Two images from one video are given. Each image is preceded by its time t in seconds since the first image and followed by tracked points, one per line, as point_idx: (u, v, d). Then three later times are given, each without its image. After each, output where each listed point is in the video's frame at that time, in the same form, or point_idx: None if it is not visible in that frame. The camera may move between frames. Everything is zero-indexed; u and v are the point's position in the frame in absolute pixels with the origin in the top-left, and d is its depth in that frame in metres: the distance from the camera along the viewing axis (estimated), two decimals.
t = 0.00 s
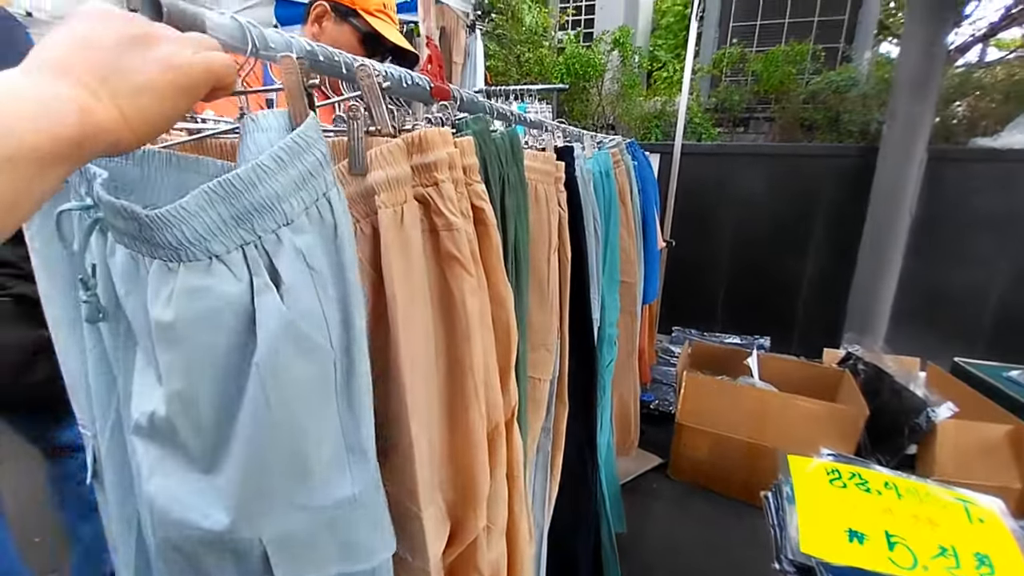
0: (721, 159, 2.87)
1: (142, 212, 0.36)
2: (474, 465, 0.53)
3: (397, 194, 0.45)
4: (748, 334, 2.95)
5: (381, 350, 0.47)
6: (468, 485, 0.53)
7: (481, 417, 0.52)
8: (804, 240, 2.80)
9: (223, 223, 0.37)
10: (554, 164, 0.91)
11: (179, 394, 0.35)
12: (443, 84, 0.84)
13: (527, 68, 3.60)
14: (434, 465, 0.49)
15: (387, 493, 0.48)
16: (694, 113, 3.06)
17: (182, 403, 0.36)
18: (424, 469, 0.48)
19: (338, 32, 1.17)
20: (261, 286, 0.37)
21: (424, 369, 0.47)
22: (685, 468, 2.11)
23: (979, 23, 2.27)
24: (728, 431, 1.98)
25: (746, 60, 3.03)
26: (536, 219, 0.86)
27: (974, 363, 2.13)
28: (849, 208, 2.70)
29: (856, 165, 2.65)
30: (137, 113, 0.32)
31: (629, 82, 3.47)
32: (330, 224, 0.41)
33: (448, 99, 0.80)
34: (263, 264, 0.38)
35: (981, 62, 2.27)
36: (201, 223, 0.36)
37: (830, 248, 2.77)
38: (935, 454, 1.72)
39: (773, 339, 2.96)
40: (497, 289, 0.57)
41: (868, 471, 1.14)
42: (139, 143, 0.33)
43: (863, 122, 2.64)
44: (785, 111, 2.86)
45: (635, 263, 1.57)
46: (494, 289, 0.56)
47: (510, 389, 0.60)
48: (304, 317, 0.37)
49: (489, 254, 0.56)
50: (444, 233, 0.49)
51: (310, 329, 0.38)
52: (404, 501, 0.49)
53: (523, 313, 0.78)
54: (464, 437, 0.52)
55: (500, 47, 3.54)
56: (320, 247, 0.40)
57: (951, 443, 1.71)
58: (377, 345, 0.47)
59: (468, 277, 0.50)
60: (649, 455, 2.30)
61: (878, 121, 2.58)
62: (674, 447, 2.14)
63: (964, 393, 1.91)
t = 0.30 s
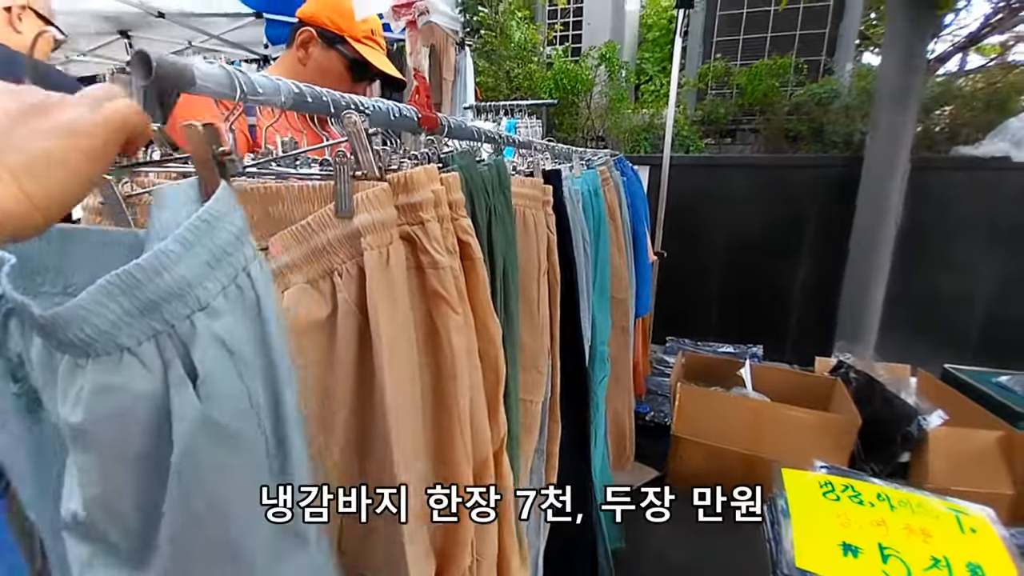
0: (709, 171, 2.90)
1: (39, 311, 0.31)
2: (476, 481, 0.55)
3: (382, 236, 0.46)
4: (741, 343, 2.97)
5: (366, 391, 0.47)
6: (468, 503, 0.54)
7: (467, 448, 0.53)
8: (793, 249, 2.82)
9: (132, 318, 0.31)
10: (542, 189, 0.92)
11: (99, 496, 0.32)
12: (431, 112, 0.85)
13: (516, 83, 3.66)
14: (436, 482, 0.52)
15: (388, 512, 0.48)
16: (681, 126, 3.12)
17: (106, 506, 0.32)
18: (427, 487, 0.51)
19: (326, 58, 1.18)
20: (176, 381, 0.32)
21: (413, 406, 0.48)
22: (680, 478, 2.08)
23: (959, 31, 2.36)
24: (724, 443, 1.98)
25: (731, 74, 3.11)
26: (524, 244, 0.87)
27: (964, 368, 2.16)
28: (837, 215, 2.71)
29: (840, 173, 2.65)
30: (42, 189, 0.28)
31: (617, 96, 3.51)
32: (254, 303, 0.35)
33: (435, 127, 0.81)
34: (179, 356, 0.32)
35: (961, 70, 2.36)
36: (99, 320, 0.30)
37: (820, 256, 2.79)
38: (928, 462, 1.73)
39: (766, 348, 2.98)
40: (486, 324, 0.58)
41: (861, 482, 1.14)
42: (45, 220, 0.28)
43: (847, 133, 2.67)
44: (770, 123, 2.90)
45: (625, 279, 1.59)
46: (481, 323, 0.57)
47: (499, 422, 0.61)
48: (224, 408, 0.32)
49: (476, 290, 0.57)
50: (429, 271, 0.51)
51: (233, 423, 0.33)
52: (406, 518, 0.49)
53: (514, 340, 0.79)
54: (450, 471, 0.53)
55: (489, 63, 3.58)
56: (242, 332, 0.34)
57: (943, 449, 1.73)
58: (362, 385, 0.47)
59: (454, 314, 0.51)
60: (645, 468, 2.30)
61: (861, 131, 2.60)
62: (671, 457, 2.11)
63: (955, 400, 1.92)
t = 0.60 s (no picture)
0: (698, 173, 2.91)
1: None
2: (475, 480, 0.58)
3: (352, 248, 0.46)
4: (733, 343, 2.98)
5: (340, 399, 0.49)
6: (470, 503, 0.57)
7: (444, 458, 0.53)
8: (782, 249, 2.84)
9: None
10: (524, 195, 0.92)
11: None
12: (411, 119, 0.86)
13: (504, 89, 3.68)
14: (439, 483, 0.53)
15: (387, 511, 0.48)
16: (669, 129, 3.15)
17: None
18: (428, 487, 0.53)
19: (297, 63, 1.20)
20: None
21: (388, 419, 0.48)
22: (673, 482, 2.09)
23: (941, 31, 2.41)
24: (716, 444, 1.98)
25: (717, 76, 3.13)
26: (506, 250, 0.87)
27: (951, 365, 2.17)
28: (823, 216, 2.74)
29: (825, 171, 2.68)
30: None
31: (605, 100, 3.53)
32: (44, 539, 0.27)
33: (414, 135, 0.81)
34: None
35: (942, 70, 2.41)
36: None
37: (807, 256, 2.81)
38: (918, 459, 1.74)
39: (757, 348, 2.99)
40: (462, 332, 0.58)
41: (850, 481, 1.15)
42: None
43: (831, 133, 2.70)
44: (756, 125, 2.93)
45: (613, 282, 1.60)
46: (458, 331, 0.58)
47: (480, 431, 0.61)
48: None
49: (452, 298, 0.58)
50: (403, 281, 0.51)
51: None
52: (404, 519, 0.49)
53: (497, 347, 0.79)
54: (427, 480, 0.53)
55: (478, 69, 3.58)
56: None
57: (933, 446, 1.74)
58: (337, 394, 0.49)
59: (428, 323, 0.51)
60: (638, 470, 2.30)
61: (845, 131, 2.64)
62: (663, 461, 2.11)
63: (943, 398, 1.94)
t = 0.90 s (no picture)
0: (689, 177, 2.92)
1: None
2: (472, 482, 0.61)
3: (327, 259, 0.44)
4: (726, 347, 2.98)
5: (319, 413, 0.47)
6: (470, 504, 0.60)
7: (424, 471, 0.52)
8: (773, 253, 2.84)
9: None
10: (508, 203, 0.91)
11: None
12: (393, 130, 0.86)
13: (495, 96, 3.69)
14: (437, 483, 0.53)
15: (388, 510, 0.50)
16: (659, 134, 3.17)
17: None
18: (428, 485, 0.52)
19: (292, 79, 1.19)
20: None
21: (369, 433, 0.46)
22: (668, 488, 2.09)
23: (926, 34, 2.49)
24: (710, 448, 1.98)
25: (705, 83, 3.12)
26: (488, 259, 0.87)
27: (942, 365, 2.18)
28: (813, 218, 2.75)
29: (816, 178, 2.69)
30: None
31: (596, 106, 3.54)
32: None
33: (395, 145, 0.81)
34: None
35: (929, 73, 2.50)
36: None
37: (798, 260, 2.82)
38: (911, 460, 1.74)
39: (750, 351, 3.00)
40: (439, 342, 0.58)
41: (841, 485, 1.15)
42: None
43: (820, 136, 2.72)
44: (746, 128, 2.95)
45: (602, 288, 1.60)
46: (435, 341, 0.57)
47: (459, 443, 0.61)
48: None
49: (428, 308, 0.57)
50: (378, 292, 0.50)
51: None
52: (407, 518, 0.51)
53: (481, 354, 0.79)
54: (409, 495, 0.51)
55: (469, 77, 3.64)
56: None
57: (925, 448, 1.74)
58: (316, 408, 0.47)
59: (404, 333, 0.50)
60: (633, 476, 2.30)
61: (834, 135, 2.67)
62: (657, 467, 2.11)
63: (934, 399, 1.95)
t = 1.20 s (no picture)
0: (678, 185, 2.92)
1: None
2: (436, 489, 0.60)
3: (281, 283, 0.44)
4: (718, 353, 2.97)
5: (276, 440, 0.46)
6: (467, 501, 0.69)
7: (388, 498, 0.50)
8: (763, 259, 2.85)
9: None
10: (485, 217, 0.90)
11: None
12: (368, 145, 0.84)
13: (485, 107, 3.70)
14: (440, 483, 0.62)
15: (386, 510, 0.50)
16: (648, 142, 3.17)
17: None
18: (426, 486, 0.58)
19: (275, 96, 1.18)
20: None
21: (328, 460, 0.45)
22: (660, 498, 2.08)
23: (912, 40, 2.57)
24: (700, 457, 1.97)
25: (692, 91, 3.14)
26: (464, 275, 0.87)
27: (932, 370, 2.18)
28: (801, 224, 2.75)
29: (802, 184, 2.70)
30: None
31: (584, 116, 3.55)
32: None
33: (370, 161, 0.80)
34: None
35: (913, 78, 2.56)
36: None
37: (787, 266, 2.82)
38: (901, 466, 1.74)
39: (742, 358, 2.99)
40: (408, 362, 0.57)
41: (829, 494, 1.14)
42: None
43: (806, 142, 2.74)
44: (733, 136, 2.97)
45: (588, 298, 1.60)
46: (403, 362, 0.56)
47: (430, 466, 0.59)
48: None
49: (396, 328, 0.56)
50: (340, 313, 0.49)
51: None
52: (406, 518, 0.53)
53: (458, 370, 0.78)
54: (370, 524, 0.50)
55: (458, 88, 3.65)
56: None
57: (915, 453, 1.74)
58: (272, 436, 0.46)
59: (366, 355, 0.49)
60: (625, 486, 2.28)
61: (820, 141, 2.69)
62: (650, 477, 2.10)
63: (926, 404, 1.96)
